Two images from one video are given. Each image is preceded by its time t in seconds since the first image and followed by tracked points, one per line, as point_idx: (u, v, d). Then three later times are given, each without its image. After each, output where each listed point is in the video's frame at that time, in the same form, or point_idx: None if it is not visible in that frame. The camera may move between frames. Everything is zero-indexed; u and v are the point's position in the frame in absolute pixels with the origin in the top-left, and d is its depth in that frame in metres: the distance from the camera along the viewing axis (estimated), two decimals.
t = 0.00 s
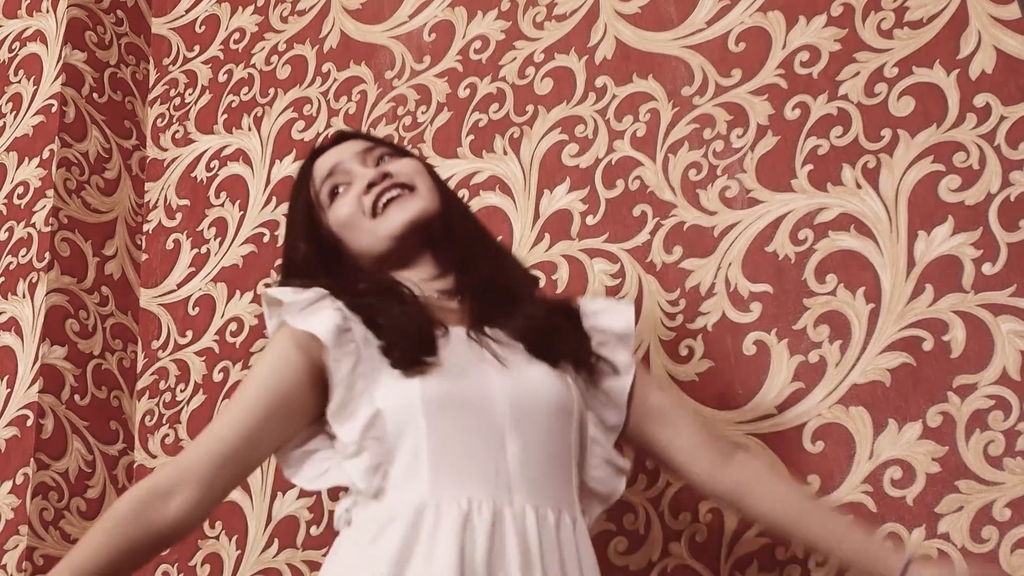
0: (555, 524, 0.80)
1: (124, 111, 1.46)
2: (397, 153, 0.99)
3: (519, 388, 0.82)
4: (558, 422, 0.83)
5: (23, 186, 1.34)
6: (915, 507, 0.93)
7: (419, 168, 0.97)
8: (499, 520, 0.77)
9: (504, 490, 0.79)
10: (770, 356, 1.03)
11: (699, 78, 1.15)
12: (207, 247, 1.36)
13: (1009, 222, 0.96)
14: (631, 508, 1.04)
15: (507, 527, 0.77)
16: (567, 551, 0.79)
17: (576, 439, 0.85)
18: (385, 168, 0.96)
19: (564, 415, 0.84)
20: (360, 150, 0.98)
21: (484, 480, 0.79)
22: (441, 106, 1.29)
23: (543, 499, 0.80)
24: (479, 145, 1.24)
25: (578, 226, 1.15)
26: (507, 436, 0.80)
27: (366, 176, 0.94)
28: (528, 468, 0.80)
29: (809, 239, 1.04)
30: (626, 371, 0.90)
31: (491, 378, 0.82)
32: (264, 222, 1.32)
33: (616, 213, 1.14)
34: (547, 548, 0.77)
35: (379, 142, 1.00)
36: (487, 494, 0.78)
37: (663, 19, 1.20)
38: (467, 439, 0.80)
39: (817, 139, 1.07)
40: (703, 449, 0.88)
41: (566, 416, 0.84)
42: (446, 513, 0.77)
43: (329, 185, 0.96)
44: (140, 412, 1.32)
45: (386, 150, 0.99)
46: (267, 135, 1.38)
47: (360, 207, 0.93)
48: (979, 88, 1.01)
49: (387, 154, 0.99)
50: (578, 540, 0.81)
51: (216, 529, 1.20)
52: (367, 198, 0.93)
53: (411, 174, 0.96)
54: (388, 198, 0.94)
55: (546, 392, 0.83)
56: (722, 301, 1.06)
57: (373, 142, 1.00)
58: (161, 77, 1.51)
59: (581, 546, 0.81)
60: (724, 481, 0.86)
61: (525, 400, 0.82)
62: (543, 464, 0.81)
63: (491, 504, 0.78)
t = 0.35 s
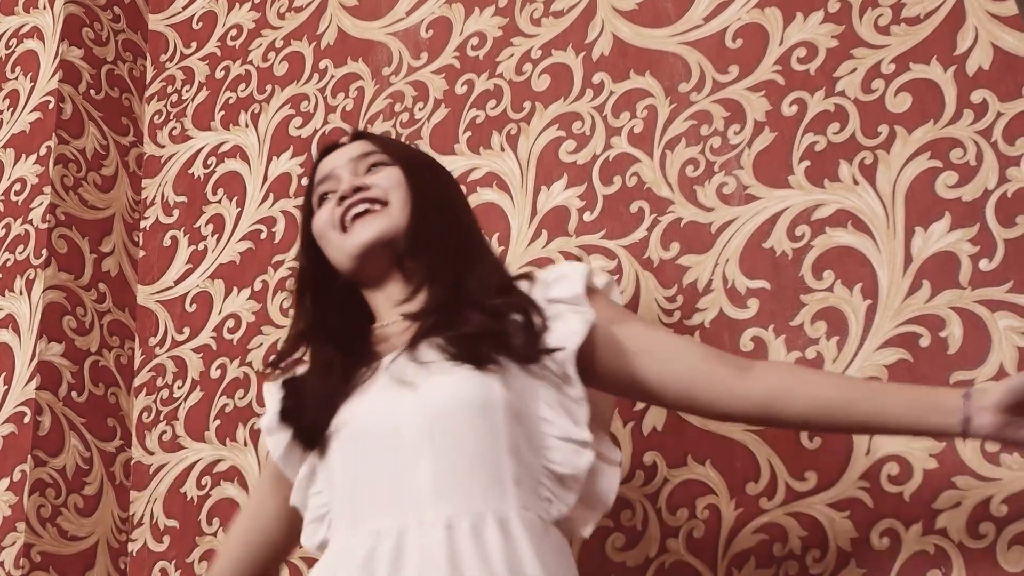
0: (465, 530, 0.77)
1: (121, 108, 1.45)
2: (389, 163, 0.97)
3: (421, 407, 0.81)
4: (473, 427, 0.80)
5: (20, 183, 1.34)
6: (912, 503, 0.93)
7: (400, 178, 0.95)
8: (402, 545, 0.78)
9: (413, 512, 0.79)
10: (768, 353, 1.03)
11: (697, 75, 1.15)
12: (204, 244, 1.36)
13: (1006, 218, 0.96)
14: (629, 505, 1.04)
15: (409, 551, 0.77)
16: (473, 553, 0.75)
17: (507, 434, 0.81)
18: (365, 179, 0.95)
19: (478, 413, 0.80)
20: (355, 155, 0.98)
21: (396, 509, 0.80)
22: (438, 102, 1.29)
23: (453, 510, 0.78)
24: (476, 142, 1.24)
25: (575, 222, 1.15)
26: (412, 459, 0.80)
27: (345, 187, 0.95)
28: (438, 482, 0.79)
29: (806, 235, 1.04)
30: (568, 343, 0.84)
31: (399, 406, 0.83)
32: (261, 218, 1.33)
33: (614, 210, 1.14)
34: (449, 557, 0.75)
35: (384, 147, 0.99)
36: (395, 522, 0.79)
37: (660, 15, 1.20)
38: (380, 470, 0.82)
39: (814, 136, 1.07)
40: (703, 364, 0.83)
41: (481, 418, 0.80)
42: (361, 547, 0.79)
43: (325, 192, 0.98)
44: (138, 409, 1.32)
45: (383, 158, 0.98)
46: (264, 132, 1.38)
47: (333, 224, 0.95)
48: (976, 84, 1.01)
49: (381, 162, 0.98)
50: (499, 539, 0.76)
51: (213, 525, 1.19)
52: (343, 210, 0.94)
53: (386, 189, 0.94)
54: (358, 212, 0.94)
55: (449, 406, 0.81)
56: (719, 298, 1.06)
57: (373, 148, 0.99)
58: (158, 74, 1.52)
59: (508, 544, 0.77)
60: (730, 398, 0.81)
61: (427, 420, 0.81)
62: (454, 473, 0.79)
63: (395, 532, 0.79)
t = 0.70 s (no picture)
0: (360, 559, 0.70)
1: (118, 104, 1.45)
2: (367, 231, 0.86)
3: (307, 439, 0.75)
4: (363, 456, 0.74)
5: (16, 179, 1.34)
6: (909, 500, 0.93)
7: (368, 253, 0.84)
8: None
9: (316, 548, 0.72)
10: (765, 349, 1.03)
11: (694, 71, 1.15)
12: (201, 240, 1.36)
13: (1003, 214, 0.96)
14: (626, 501, 1.04)
15: None
16: None
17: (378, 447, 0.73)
18: (333, 244, 0.85)
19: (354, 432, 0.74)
20: (344, 213, 0.88)
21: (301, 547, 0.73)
22: (435, 99, 1.29)
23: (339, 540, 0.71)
24: (473, 138, 1.24)
25: (572, 219, 1.15)
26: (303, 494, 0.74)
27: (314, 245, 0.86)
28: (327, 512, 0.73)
29: (803, 231, 1.04)
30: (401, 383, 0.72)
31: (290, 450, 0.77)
32: (258, 215, 1.33)
33: (611, 206, 1.14)
34: None
35: (374, 208, 0.87)
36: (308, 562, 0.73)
37: (657, 11, 1.20)
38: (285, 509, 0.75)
39: (812, 132, 1.07)
40: (449, 491, 0.66)
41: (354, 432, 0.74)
42: None
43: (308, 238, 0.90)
44: (134, 405, 1.32)
45: (364, 222, 0.87)
46: (261, 129, 1.38)
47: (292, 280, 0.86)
48: (974, 80, 1.01)
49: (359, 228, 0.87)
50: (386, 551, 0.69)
51: (211, 521, 1.19)
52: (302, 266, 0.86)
53: (347, 259, 0.84)
54: (311, 277, 0.85)
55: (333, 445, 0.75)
56: (716, 294, 1.06)
57: (360, 209, 0.88)
58: (155, 70, 1.51)
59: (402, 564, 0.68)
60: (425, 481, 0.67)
61: (314, 458, 0.76)
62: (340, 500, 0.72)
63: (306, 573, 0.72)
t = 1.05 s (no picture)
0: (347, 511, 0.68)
1: (119, 101, 1.45)
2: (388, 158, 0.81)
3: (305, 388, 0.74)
4: (364, 425, 0.71)
5: (17, 175, 1.34)
6: (909, 498, 0.93)
7: (379, 183, 0.79)
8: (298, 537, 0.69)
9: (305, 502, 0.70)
10: (765, 346, 1.03)
11: (695, 69, 1.15)
12: (202, 237, 1.36)
13: (1004, 213, 0.96)
14: (627, 499, 1.04)
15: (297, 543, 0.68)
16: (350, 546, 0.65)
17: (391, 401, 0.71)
18: (350, 169, 0.81)
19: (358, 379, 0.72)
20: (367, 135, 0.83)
21: (291, 499, 0.71)
22: (436, 96, 1.29)
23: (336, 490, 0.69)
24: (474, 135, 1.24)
25: (573, 217, 1.15)
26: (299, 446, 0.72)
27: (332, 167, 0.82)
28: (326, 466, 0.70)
29: (804, 229, 1.04)
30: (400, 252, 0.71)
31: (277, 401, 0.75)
32: (259, 212, 1.33)
33: (612, 204, 1.14)
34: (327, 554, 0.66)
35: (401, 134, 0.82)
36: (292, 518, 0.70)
37: (658, 9, 1.20)
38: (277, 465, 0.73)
39: (813, 130, 1.07)
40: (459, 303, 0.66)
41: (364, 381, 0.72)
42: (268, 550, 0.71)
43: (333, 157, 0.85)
44: (135, 402, 1.32)
45: (386, 148, 0.82)
46: (262, 125, 1.38)
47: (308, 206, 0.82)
48: (975, 79, 1.01)
49: (381, 153, 0.82)
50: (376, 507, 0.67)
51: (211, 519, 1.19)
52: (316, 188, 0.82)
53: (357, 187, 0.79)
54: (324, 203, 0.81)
55: (332, 405, 0.73)
56: (717, 292, 1.06)
57: (385, 133, 0.83)
58: (156, 66, 1.51)
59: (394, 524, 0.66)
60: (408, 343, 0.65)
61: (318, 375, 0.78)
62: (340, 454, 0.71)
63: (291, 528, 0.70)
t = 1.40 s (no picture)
0: (390, 511, 0.73)
1: (120, 97, 1.45)
2: (433, 151, 0.92)
3: (354, 390, 0.79)
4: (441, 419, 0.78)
5: (18, 172, 1.34)
6: (909, 496, 0.93)
7: (425, 174, 0.89)
8: (340, 530, 0.74)
9: (349, 498, 0.76)
10: (766, 344, 1.03)
11: (696, 67, 1.15)
12: (203, 234, 1.36)
13: (1004, 211, 0.97)
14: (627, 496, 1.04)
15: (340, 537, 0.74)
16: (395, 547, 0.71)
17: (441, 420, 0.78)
18: (396, 160, 0.90)
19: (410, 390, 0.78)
20: (407, 130, 0.93)
21: (335, 493, 0.77)
22: (437, 93, 1.29)
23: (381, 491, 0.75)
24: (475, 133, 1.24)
25: (574, 214, 1.16)
26: (348, 445, 0.78)
27: (375, 158, 0.91)
28: (372, 466, 0.76)
29: (804, 227, 1.04)
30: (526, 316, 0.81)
31: (325, 398, 0.81)
32: (260, 208, 1.33)
33: (612, 201, 1.14)
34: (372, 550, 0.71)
35: (439, 129, 0.94)
36: (335, 512, 0.76)
37: (659, 7, 1.20)
38: (322, 461, 0.79)
39: (813, 128, 1.07)
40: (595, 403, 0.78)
41: (417, 396, 0.78)
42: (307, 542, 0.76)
43: (367, 150, 0.95)
44: (135, 398, 1.32)
45: (427, 142, 0.92)
46: (263, 122, 1.38)
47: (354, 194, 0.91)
48: (975, 77, 1.01)
49: (423, 146, 0.92)
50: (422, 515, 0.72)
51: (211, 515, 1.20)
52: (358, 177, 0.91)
53: (409, 175, 0.89)
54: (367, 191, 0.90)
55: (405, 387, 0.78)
56: (717, 289, 1.06)
57: (425, 128, 0.93)
58: (157, 63, 1.51)
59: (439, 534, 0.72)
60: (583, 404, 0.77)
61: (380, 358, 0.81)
62: (387, 458, 0.76)
63: (333, 521, 0.75)
